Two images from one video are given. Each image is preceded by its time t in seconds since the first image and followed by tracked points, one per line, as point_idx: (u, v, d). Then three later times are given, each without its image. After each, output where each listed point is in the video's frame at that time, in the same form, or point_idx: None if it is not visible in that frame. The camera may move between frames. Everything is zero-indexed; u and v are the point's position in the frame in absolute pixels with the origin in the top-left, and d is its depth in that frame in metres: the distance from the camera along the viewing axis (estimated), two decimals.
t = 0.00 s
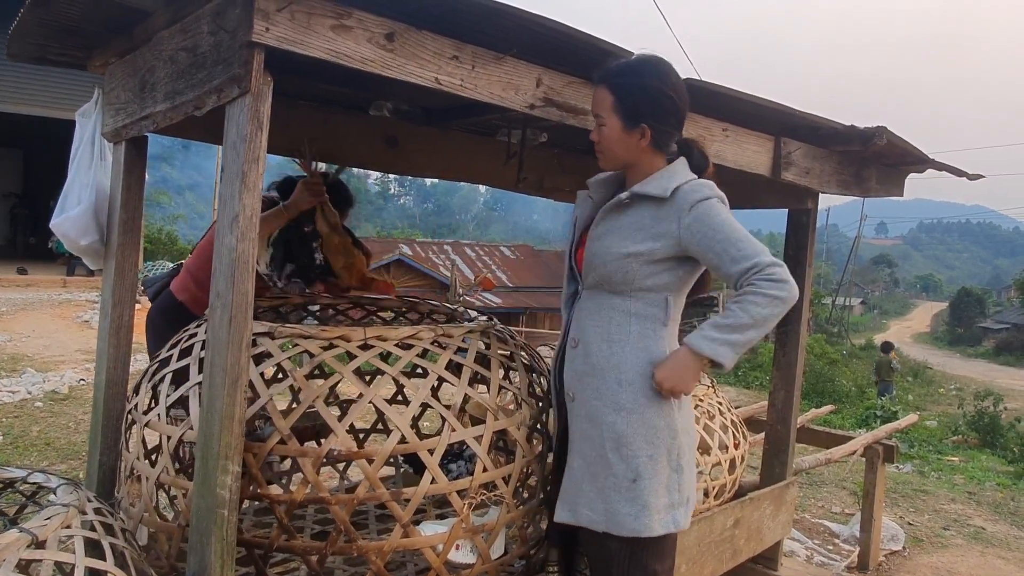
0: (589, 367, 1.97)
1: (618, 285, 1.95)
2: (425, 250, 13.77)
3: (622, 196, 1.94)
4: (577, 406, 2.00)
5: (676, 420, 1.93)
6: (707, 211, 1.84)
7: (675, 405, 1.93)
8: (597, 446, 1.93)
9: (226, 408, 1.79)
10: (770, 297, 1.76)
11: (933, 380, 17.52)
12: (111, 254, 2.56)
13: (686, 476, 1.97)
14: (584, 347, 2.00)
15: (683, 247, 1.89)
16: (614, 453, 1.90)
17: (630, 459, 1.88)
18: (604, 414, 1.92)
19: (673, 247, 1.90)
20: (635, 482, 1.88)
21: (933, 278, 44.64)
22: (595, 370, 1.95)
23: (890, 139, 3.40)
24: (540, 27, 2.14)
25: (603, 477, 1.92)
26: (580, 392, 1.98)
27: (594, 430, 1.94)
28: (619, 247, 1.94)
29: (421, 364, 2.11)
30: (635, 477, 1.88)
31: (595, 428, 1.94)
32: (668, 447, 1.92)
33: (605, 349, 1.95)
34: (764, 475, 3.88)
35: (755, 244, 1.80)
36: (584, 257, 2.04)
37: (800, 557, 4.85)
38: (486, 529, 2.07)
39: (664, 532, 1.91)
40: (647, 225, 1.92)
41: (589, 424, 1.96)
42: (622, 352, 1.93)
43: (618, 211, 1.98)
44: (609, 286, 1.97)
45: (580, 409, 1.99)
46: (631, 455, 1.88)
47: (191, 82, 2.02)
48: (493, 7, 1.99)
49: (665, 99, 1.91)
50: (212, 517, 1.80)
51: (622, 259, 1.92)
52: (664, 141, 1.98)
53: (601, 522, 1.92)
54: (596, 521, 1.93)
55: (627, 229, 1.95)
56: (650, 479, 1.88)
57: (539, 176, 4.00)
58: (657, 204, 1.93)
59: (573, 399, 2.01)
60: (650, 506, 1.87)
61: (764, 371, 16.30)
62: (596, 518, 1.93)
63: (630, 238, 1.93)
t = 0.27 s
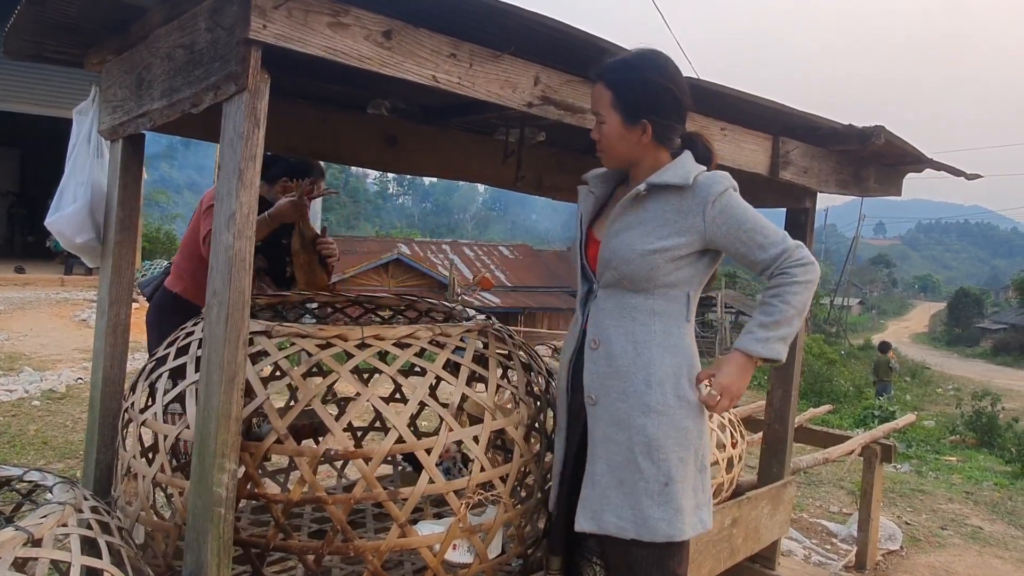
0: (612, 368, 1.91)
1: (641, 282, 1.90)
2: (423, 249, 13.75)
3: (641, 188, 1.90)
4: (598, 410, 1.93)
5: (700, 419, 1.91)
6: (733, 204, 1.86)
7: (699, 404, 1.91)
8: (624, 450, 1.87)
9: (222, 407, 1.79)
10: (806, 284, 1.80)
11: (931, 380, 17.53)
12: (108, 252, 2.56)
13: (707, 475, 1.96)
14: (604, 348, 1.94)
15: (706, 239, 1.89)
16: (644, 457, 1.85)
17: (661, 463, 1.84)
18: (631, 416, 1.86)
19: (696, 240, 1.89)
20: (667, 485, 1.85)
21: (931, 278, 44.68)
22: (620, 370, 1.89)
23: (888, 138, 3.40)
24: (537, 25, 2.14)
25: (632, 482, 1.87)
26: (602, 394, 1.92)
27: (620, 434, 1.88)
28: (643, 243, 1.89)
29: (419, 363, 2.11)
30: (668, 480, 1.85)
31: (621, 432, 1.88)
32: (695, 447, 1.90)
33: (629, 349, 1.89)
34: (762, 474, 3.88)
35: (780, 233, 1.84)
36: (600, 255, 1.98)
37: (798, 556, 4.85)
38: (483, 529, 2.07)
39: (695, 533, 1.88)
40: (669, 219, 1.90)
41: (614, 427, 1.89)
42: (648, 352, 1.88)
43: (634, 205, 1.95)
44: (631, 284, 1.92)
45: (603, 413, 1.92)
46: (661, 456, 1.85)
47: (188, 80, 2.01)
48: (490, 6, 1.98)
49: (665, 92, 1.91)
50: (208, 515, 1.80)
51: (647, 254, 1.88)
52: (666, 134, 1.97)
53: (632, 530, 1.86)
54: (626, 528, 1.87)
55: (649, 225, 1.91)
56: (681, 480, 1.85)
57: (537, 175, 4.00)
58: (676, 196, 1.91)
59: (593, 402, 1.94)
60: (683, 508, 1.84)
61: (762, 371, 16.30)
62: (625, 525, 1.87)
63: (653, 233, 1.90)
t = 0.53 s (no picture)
0: (636, 377, 1.83)
1: (663, 287, 1.84)
2: (421, 249, 13.74)
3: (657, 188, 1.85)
4: (623, 423, 1.84)
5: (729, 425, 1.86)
6: (751, 207, 1.83)
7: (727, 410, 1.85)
8: (656, 462, 1.79)
9: (217, 404, 1.78)
10: (796, 300, 1.86)
11: (927, 380, 17.56)
12: (103, 250, 2.55)
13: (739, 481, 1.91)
14: (627, 357, 1.85)
15: (726, 243, 1.85)
16: (679, 468, 1.78)
17: (697, 473, 1.78)
18: (661, 427, 1.79)
19: (715, 244, 1.85)
20: (704, 495, 1.79)
21: (928, 278, 44.75)
22: (646, 380, 1.81)
23: (885, 137, 3.40)
24: (534, 23, 2.13)
25: (666, 494, 1.80)
26: (627, 406, 1.83)
27: (650, 446, 1.80)
28: (664, 247, 1.83)
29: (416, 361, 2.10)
30: (704, 490, 1.79)
31: (651, 445, 1.80)
32: (728, 454, 1.84)
33: (655, 358, 1.81)
34: (759, 473, 3.88)
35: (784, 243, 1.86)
36: (618, 260, 1.90)
37: (795, 555, 4.85)
38: (480, 527, 2.06)
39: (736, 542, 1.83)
40: (689, 221, 1.84)
41: (642, 439, 1.81)
42: (675, 360, 1.81)
43: (651, 207, 1.89)
44: (652, 289, 1.85)
45: (630, 425, 1.83)
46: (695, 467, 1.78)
47: (184, 76, 2.00)
48: (487, 2, 1.98)
49: (683, 82, 1.87)
50: (203, 513, 1.79)
51: (668, 259, 1.81)
52: (681, 128, 1.93)
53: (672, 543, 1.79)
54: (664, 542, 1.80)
55: (669, 228, 1.84)
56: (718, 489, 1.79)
57: (535, 174, 3.99)
58: (693, 198, 1.86)
59: (618, 415, 1.85)
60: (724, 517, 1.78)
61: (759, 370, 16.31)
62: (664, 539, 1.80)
63: (673, 237, 1.84)
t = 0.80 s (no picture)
0: (668, 400, 1.63)
1: (690, 303, 1.65)
2: (415, 249, 13.71)
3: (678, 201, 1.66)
4: (660, 449, 1.63)
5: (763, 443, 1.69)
6: (776, 211, 1.68)
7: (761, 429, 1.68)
8: (702, 488, 1.59)
9: (204, 407, 1.76)
10: (821, 312, 1.72)
11: (920, 381, 17.59)
12: (91, 250, 2.52)
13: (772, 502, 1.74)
14: (656, 378, 1.65)
15: (751, 252, 1.69)
16: (726, 492, 1.58)
17: (745, 495, 1.59)
18: (704, 450, 1.59)
19: (739, 254, 1.68)
20: (754, 519, 1.60)
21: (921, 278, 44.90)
22: (680, 401, 1.61)
23: (879, 138, 3.40)
24: (527, 22, 2.11)
25: (714, 521, 1.59)
26: (661, 431, 1.62)
27: (693, 471, 1.60)
28: (689, 262, 1.64)
29: (407, 363, 2.08)
30: (754, 513, 1.60)
31: (691, 469, 1.60)
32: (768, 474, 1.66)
33: (690, 377, 1.62)
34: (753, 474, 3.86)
35: (803, 249, 1.73)
36: (639, 275, 1.68)
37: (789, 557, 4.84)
38: (471, 530, 2.04)
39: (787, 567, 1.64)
40: (713, 230, 1.66)
41: (683, 464, 1.60)
42: (708, 379, 1.62)
43: (674, 217, 1.69)
44: (679, 305, 1.66)
45: (667, 452, 1.62)
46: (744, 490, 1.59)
47: (172, 75, 1.98)
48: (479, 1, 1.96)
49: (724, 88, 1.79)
50: (190, 517, 1.77)
51: (695, 272, 1.63)
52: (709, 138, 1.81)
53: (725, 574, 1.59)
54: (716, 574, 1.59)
55: (698, 236, 1.66)
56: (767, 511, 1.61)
57: (529, 174, 3.96)
58: (715, 205, 1.68)
59: (654, 439, 1.63)
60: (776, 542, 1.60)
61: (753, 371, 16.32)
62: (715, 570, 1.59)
63: (699, 248, 1.65)
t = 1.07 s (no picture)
0: (711, 416, 1.39)
1: (723, 311, 1.43)
2: (405, 249, 13.66)
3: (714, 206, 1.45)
4: (708, 471, 1.37)
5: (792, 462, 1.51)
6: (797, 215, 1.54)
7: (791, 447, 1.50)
8: (757, 509, 1.36)
9: (180, 412, 1.72)
10: (821, 336, 1.50)
11: (908, 382, 17.69)
12: (68, 251, 2.48)
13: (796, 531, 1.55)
14: (698, 392, 1.39)
15: (775, 261, 1.48)
16: (781, 512, 1.37)
17: (798, 513, 1.38)
18: (757, 468, 1.37)
19: (769, 258, 1.48)
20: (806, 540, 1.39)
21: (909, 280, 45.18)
22: (727, 417, 1.38)
23: (867, 141, 3.39)
24: (511, 21, 2.09)
25: (771, 547, 1.36)
26: (707, 451, 1.38)
27: (747, 491, 1.37)
28: (727, 263, 1.42)
29: (389, 366, 2.05)
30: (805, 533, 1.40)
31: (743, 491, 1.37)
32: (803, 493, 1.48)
33: (733, 390, 1.40)
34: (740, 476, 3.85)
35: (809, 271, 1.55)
36: (671, 279, 1.43)
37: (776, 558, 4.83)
38: (454, 536, 2.00)
39: None
40: (744, 231, 1.46)
41: (735, 485, 1.37)
42: (747, 393, 1.41)
43: (706, 222, 1.46)
44: (712, 315, 1.43)
45: (716, 474, 1.37)
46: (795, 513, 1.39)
47: (148, 72, 1.94)
48: None
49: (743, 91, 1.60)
50: (165, 524, 1.73)
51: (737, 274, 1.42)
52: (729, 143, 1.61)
53: None
54: None
55: (732, 233, 1.45)
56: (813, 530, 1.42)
57: (516, 175, 3.93)
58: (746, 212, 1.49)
59: (700, 460, 1.38)
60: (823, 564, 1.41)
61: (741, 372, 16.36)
62: None
63: (736, 249, 1.44)
